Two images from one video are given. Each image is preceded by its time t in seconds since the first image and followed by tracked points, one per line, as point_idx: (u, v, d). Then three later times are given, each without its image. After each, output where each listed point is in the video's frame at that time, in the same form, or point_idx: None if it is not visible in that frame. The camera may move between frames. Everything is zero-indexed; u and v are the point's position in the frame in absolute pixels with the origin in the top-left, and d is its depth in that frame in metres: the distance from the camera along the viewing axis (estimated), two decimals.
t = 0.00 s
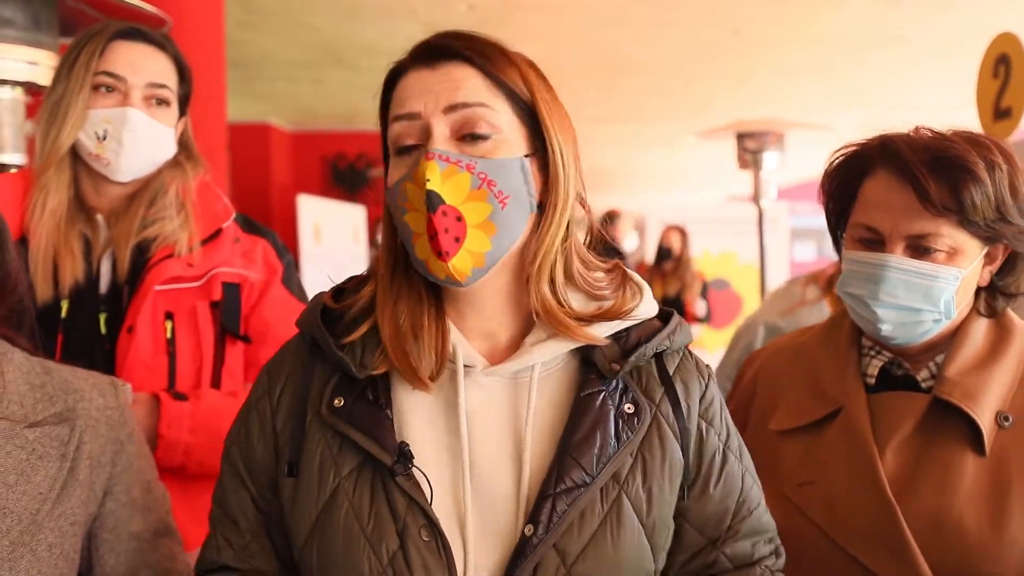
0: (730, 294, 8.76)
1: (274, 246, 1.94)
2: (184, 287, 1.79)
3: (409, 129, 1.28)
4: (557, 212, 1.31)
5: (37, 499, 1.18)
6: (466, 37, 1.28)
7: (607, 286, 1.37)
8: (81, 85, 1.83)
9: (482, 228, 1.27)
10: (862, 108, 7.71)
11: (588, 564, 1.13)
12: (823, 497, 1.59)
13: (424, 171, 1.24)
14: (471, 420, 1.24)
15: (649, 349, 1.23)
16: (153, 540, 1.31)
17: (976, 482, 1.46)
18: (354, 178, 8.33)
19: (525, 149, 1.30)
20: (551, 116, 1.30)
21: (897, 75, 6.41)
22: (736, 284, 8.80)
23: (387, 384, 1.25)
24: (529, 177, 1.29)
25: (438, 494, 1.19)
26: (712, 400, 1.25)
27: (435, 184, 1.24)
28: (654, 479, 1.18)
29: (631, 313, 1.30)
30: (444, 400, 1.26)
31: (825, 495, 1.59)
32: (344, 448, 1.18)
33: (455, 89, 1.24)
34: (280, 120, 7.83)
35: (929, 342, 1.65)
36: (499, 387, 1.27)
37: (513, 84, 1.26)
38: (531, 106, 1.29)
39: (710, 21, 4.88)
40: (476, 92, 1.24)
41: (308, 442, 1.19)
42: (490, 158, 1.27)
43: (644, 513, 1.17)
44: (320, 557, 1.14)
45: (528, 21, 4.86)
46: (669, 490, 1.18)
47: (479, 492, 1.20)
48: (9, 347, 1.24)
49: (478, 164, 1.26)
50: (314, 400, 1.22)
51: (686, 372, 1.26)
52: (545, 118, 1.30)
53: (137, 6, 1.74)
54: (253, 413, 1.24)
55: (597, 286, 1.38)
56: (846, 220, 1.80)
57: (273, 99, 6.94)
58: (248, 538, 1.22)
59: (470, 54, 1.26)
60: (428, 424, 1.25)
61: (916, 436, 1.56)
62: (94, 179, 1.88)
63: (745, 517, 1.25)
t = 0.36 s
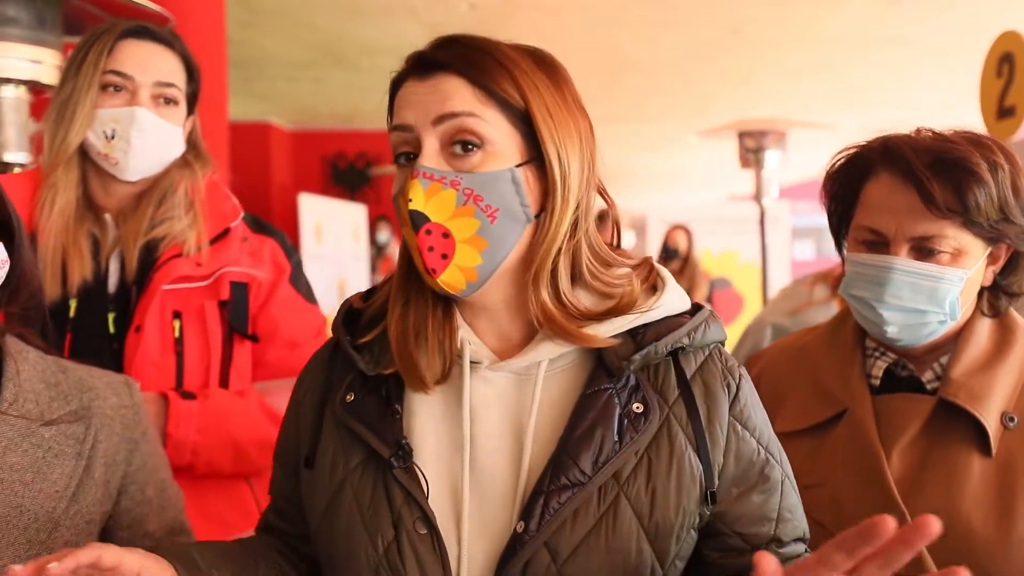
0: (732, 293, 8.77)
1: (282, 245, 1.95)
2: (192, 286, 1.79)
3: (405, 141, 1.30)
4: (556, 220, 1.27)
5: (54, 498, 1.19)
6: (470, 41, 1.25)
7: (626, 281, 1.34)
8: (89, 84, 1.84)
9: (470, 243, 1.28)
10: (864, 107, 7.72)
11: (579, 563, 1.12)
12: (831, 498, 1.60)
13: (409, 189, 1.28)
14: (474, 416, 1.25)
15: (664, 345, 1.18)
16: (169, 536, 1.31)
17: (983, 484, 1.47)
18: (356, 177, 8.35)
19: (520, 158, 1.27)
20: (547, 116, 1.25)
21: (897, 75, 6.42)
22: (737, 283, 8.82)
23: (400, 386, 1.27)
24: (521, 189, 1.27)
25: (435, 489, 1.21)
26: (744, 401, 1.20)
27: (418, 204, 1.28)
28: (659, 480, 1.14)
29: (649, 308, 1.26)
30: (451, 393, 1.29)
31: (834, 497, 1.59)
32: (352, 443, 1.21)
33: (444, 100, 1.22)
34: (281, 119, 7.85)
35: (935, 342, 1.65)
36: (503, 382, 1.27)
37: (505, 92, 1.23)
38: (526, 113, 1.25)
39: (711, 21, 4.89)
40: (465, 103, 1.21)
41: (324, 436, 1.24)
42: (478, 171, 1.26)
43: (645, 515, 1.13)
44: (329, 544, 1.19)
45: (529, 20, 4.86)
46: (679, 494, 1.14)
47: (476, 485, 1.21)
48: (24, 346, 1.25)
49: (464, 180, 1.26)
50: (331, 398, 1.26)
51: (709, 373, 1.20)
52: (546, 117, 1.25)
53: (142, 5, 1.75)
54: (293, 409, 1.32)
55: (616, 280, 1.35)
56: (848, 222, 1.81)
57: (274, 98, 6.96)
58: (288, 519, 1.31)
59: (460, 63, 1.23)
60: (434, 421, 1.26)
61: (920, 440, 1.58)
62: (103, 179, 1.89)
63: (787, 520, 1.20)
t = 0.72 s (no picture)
0: (733, 293, 8.79)
1: (289, 248, 1.96)
2: (200, 287, 1.80)
3: (463, 148, 1.27)
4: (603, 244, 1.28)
5: (65, 498, 1.20)
6: (532, 52, 1.25)
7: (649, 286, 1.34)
8: (95, 85, 1.84)
9: (525, 262, 1.27)
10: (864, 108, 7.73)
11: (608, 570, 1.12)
12: (845, 496, 1.60)
13: (472, 204, 1.24)
14: (500, 423, 1.25)
15: (691, 353, 1.19)
16: (182, 536, 1.31)
17: (1000, 484, 1.46)
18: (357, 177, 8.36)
19: (576, 180, 1.28)
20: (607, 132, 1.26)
21: (897, 75, 6.43)
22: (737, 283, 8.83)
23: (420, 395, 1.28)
24: (577, 210, 1.28)
25: (457, 495, 1.22)
26: (765, 413, 1.20)
27: (481, 221, 1.24)
28: (685, 488, 1.15)
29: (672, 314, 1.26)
30: (477, 401, 1.29)
31: (847, 493, 1.60)
32: (377, 448, 1.22)
33: (514, 113, 1.21)
34: (281, 119, 7.85)
35: (957, 339, 1.65)
36: (527, 388, 1.27)
37: (567, 103, 1.23)
38: (588, 130, 1.26)
39: (712, 21, 4.89)
40: (535, 119, 1.21)
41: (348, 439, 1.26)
42: (539, 191, 1.25)
43: (672, 522, 1.14)
44: (353, 547, 1.21)
45: (530, 20, 4.87)
46: (704, 501, 1.15)
47: (501, 492, 1.21)
48: (36, 347, 1.27)
49: (528, 199, 1.24)
50: (355, 399, 1.29)
51: (732, 382, 1.21)
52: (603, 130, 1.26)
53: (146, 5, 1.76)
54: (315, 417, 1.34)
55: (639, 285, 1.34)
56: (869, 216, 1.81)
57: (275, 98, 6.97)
58: (317, 524, 1.33)
59: (530, 74, 1.22)
60: (458, 427, 1.27)
61: (932, 441, 1.57)
62: (110, 181, 1.90)
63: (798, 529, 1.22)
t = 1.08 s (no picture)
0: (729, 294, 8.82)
1: (285, 249, 1.95)
2: (194, 289, 1.80)
3: (530, 145, 1.26)
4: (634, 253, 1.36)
5: (62, 501, 1.19)
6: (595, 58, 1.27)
7: (650, 290, 1.40)
8: (88, 88, 1.84)
9: (584, 261, 1.30)
10: (859, 108, 7.75)
11: (635, 564, 1.13)
12: (861, 494, 1.60)
13: (553, 201, 1.24)
14: (518, 422, 1.24)
15: (694, 352, 1.23)
16: (172, 539, 1.32)
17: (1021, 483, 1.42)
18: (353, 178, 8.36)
19: (626, 185, 1.33)
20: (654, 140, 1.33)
21: (894, 75, 6.45)
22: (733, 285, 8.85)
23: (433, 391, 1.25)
24: (626, 215, 1.33)
25: (484, 497, 1.20)
26: (761, 405, 1.25)
27: (563, 217, 1.24)
28: (702, 480, 1.17)
29: (674, 315, 1.32)
30: (489, 404, 1.26)
31: (862, 492, 1.59)
32: (391, 450, 1.19)
33: (592, 119, 1.24)
34: (277, 120, 7.84)
35: (976, 337, 1.62)
36: (541, 391, 1.27)
37: (627, 108, 1.28)
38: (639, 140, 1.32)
39: (709, 21, 4.90)
40: (608, 126, 1.25)
41: (356, 447, 1.21)
42: (605, 193, 1.28)
43: (690, 514, 1.16)
44: (369, 558, 1.16)
45: (526, 21, 4.87)
46: (716, 491, 1.18)
47: (524, 493, 1.20)
48: (33, 349, 1.26)
49: (598, 200, 1.27)
50: (362, 406, 1.23)
51: (730, 377, 1.25)
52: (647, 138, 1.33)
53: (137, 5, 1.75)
54: (295, 419, 1.26)
55: (639, 290, 1.40)
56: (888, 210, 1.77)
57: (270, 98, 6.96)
58: (297, 536, 1.25)
59: (599, 81, 1.26)
60: (473, 429, 1.24)
61: (950, 442, 1.54)
62: (106, 183, 1.90)
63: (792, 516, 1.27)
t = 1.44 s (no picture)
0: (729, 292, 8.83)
1: (285, 247, 1.94)
2: (194, 287, 1.78)
3: (577, 137, 1.24)
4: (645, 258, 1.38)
5: (57, 499, 1.17)
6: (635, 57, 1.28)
7: (649, 291, 1.40)
8: (91, 86, 1.82)
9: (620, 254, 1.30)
10: (859, 108, 7.76)
11: (660, 558, 1.15)
12: (886, 500, 1.55)
13: (609, 190, 1.23)
14: (535, 421, 1.23)
15: (700, 349, 1.25)
16: (165, 538, 1.30)
17: None
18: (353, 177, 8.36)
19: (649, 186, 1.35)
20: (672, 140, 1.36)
21: (895, 75, 6.44)
22: (733, 283, 8.86)
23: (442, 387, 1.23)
24: (650, 213, 1.35)
25: (508, 494, 1.19)
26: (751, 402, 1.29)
27: (618, 206, 1.24)
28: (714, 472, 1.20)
29: (676, 315, 1.33)
30: (508, 398, 1.25)
31: (888, 496, 1.55)
32: (406, 451, 1.18)
33: (637, 117, 1.25)
34: (276, 119, 7.83)
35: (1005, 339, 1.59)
36: (557, 388, 1.26)
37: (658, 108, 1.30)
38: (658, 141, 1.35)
39: (710, 21, 4.88)
40: (649, 124, 1.27)
41: (366, 449, 1.19)
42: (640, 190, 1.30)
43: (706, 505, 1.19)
44: (387, 562, 1.14)
45: (526, 20, 4.86)
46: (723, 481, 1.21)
47: (546, 493, 1.19)
48: (30, 347, 1.25)
49: (638, 196, 1.28)
50: (370, 405, 1.22)
51: (725, 369, 1.29)
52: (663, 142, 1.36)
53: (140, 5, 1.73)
54: (298, 421, 1.23)
55: (638, 291, 1.41)
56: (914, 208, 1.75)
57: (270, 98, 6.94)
58: (294, 539, 1.23)
59: (639, 78, 1.27)
60: (490, 427, 1.23)
61: (977, 447, 1.52)
62: (107, 180, 1.88)
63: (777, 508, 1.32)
